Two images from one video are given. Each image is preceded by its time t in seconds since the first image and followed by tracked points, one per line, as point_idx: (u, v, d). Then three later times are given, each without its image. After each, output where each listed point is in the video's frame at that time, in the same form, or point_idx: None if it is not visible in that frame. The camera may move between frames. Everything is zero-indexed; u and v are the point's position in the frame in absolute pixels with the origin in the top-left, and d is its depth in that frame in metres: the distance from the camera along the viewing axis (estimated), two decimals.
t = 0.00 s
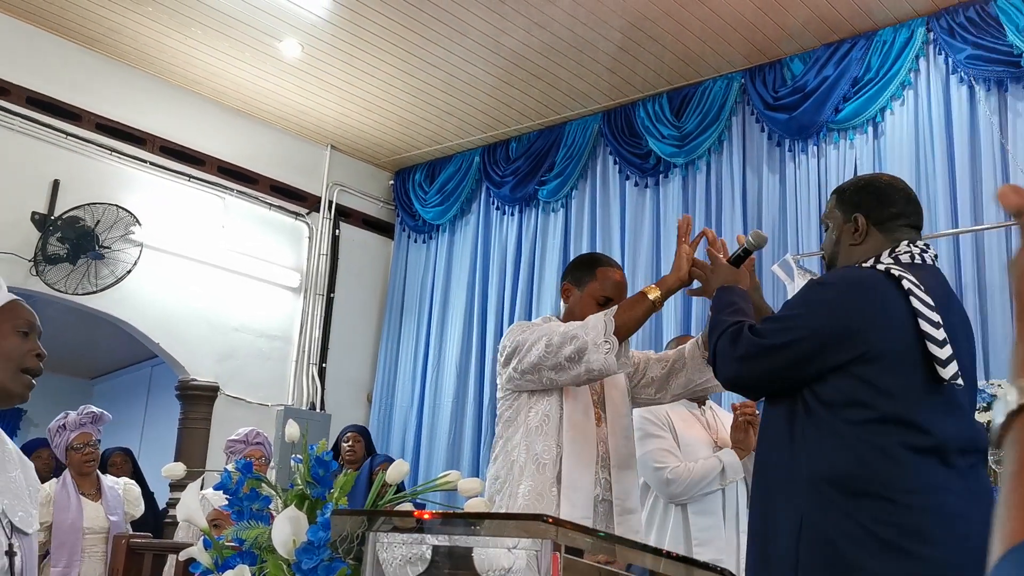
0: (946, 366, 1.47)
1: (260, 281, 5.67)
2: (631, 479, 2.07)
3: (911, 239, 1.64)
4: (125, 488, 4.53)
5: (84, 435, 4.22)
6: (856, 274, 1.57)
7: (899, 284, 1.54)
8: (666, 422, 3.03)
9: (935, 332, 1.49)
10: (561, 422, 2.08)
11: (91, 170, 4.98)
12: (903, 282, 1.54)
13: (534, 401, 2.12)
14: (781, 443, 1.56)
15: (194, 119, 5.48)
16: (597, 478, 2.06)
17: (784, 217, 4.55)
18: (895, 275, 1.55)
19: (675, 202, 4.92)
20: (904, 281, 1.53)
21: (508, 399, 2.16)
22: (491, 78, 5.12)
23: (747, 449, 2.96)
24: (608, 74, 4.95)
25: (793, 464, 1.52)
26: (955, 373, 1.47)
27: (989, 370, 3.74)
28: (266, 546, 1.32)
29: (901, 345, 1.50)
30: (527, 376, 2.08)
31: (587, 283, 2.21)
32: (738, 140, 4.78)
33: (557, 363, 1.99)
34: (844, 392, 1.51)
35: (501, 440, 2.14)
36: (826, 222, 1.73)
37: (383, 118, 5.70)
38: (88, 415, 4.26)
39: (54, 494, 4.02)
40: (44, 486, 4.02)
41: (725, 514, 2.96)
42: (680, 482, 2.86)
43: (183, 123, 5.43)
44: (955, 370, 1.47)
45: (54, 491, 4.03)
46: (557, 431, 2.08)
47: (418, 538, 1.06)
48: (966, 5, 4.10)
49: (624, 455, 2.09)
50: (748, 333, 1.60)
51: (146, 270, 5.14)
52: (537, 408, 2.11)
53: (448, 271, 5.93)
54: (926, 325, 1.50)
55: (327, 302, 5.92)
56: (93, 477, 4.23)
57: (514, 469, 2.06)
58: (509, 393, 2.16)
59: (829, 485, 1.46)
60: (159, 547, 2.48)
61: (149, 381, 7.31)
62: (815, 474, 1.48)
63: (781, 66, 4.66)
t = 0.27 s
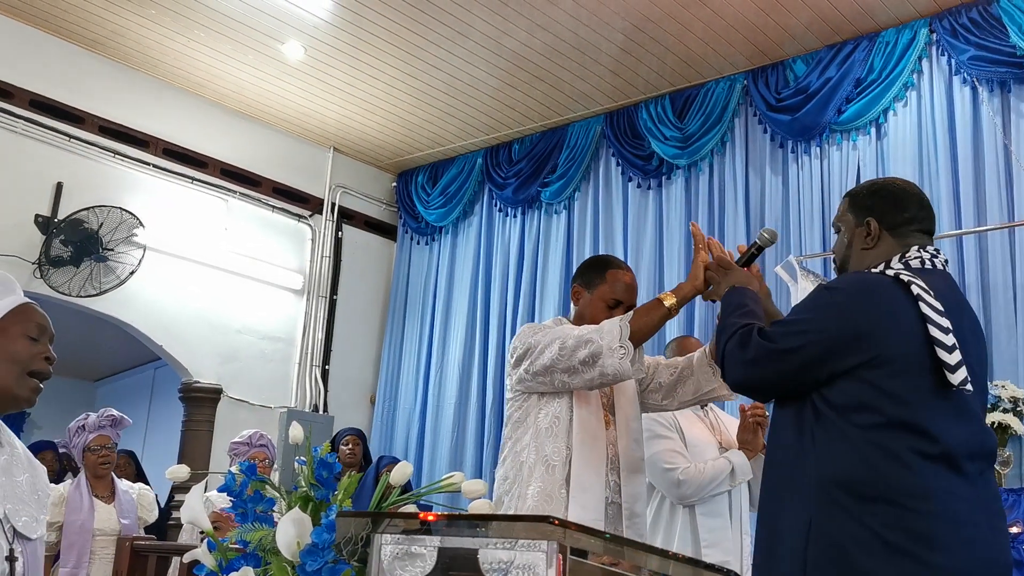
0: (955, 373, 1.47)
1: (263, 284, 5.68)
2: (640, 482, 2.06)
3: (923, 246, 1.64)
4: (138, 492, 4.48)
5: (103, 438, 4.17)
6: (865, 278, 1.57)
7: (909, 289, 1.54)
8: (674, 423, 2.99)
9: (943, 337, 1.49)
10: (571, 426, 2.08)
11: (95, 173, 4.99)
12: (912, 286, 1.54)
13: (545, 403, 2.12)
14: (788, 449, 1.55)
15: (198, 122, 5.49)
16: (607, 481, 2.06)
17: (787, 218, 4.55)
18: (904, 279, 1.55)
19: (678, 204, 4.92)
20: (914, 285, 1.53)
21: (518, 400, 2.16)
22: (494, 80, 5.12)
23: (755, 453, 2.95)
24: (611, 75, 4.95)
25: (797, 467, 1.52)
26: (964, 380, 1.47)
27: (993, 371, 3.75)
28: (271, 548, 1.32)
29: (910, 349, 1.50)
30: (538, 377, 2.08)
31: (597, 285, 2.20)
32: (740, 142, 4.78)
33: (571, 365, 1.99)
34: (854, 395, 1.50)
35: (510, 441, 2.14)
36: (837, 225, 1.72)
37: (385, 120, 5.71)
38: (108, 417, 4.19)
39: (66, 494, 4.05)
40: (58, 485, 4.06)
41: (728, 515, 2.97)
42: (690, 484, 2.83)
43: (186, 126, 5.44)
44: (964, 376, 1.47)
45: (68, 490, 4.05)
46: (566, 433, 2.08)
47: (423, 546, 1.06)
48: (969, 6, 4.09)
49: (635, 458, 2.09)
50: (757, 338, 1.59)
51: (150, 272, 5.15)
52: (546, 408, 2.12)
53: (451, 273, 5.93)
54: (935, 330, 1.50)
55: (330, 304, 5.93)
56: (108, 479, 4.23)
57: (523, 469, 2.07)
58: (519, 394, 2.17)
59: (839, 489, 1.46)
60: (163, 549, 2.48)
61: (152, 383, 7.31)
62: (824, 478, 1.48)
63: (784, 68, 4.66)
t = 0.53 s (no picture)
0: (958, 378, 1.47)
1: (264, 286, 5.68)
2: (645, 484, 2.05)
3: (927, 254, 1.64)
4: (153, 497, 4.37)
5: (120, 440, 4.20)
6: (867, 285, 1.58)
7: (911, 296, 1.55)
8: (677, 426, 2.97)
9: (947, 343, 1.50)
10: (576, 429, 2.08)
11: (97, 175, 5.00)
12: (914, 294, 1.55)
13: (550, 406, 2.12)
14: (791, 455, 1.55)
15: (199, 124, 5.50)
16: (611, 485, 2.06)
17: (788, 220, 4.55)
18: (907, 286, 1.56)
19: (678, 205, 4.92)
20: (916, 292, 1.54)
21: (522, 402, 2.16)
22: (494, 82, 5.12)
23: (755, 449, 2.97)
24: (611, 77, 4.95)
25: (798, 471, 1.52)
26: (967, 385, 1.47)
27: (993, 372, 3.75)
28: (271, 550, 1.32)
29: (914, 356, 1.51)
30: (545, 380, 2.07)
31: (604, 288, 2.20)
32: (741, 144, 4.78)
33: (577, 371, 1.98)
34: (856, 401, 1.51)
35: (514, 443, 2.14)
36: (842, 229, 1.72)
37: (386, 123, 5.71)
38: (127, 420, 4.22)
39: (80, 495, 4.04)
40: (73, 486, 4.07)
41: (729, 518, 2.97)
42: (695, 484, 2.82)
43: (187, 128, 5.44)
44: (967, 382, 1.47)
45: (81, 491, 4.05)
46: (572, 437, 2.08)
47: (411, 549, 1.07)
48: (970, 8, 4.09)
49: (640, 461, 2.08)
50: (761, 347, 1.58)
51: (151, 274, 5.15)
52: (552, 411, 2.12)
53: (452, 275, 5.93)
54: (938, 336, 1.50)
55: (332, 306, 5.93)
56: (123, 482, 4.22)
57: (527, 472, 2.07)
58: (523, 395, 2.16)
59: (842, 494, 1.46)
60: (164, 551, 2.48)
61: (153, 385, 7.32)
62: (828, 483, 1.47)
63: (784, 70, 4.66)
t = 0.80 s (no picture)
0: (951, 378, 1.48)
1: (264, 287, 5.68)
2: (646, 487, 2.06)
3: (914, 254, 1.65)
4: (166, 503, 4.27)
5: (132, 441, 4.19)
6: (856, 288, 1.58)
7: (901, 297, 1.55)
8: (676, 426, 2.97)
9: (937, 343, 1.51)
10: (578, 435, 2.09)
11: (97, 176, 5.00)
12: (904, 294, 1.55)
13: (552, 409, 2.12)
14: (789, 454, 1.55)
15: (199, 126, 5.50)
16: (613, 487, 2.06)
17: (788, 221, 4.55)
18: (896, 287, 1.57)
19: (679, 206, 4.92)
20: (905, 293, 1.55)
21: (525, 403, 2.15)
22: (494, 83, 5.12)
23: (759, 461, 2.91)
24: (612, 78, 4.95)
25: (797, 471, 1.52)
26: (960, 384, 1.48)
27: (995, 373, 3.74)
28: (272, 551, 1.32)
29: (906, 356, 1.51)
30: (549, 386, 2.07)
31: (608, 291, 2.20)
32: (741, 145, 4.78)
33: (585, 380, 1.98)
34: (852, 403, 1.51)
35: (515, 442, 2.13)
36: (826, 233, 1.72)
37: (386, 124, 5.71)
38: (139, 422, 4.23)
39: (90, 496, 4.01)
40: (84, 487, 4.04)
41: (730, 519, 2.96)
42: (690, 485, 2.82)
43: (187, 129, 5.44)
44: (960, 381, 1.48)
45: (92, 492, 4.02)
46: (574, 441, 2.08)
47: (407, 551, 1.08)
48: (971, 9, 4.10)
49: (641, 462, 2.08)
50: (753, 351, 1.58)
51: (151, 276, 5.15)
52: (554, 413, 2.11)
53: (452, 277, 5.93)
54: (928, 337, 1.51)
55: (332, 308, 5.93)
56: (135, 484, 4.16)
57: (528, 473, 2.06)
58: (525, 396, 2.15)
59: (840, 494, 1.45)
60: (164, 552, 2.48)
61: (153, 386, 7.31)
62: (827, 482, 1.47)
63: (784, 71, 4.66)
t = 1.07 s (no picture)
0: (940, 372, 1.47)
1: (265, 288, 5.68)
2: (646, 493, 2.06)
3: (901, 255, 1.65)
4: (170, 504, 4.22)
5: (135, 443, 4.18)
6: (842, 290, 1.58)
7: (885, 295, 1.55)
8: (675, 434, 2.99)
9: (925, 338, 1.50)
10: (580, 438, 2.09)
11: (98, 177, 5.00)
12: (890, 293, 1.55)
13: (554, 412, 2.11)
14: (787, 454, 1.55)
15: (200, 127, 5.50)
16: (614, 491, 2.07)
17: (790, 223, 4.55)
18: (880, 286, 1.57)
19: (680, 208, 4.92)
20: (891, 292, 1.55)
21: (525, 403, 2.13)
22: (495, 85, 5.13)
23: (756, 510, 2.74)
24: (613, 80, 4.96)
25: (797, 472, 1.52)
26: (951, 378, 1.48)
27: (995, 375, 3.74)
28: (273, 553, 1.32)
29: (895, 353, 1.51)
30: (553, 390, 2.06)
31: (615, 297, 2.20)
32: (742, 146, 4.78)
33: (589, 388, 1.97)
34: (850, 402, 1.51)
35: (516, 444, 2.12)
36: (811, 243, 1.72)
37: (387, 125, 5.71)
38: (143, 424, 4.22)
39: (96, 495, 4.01)
40: (91, 485, 4.04)
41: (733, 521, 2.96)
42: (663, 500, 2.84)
43: (188, 131, 5.45)
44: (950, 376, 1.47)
45: (98, 491, 4.03)
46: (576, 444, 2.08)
47: (410, 551, 1.08)
48: (972, 11, 4.10)
49: (641, 467, 2.08)
50: (749, 358, 1.59)
51: (152, 277, 5.15)
52: (556, 417, 2.11)
53: (453, 279, 5.94)
54: (915, 333, 1.51)
55: (332, 309, 5.93)
56: (140, 486, 4.14)
57: (528, 475, 2.06)
58: (526, 396, 2.15)
59: (839, 494, 1.45)
60: (166, 554, 2.48)
61: (154, 388, 7.31)
62: (825, 483, 1.47)
63: (785, 73, 4.66)
